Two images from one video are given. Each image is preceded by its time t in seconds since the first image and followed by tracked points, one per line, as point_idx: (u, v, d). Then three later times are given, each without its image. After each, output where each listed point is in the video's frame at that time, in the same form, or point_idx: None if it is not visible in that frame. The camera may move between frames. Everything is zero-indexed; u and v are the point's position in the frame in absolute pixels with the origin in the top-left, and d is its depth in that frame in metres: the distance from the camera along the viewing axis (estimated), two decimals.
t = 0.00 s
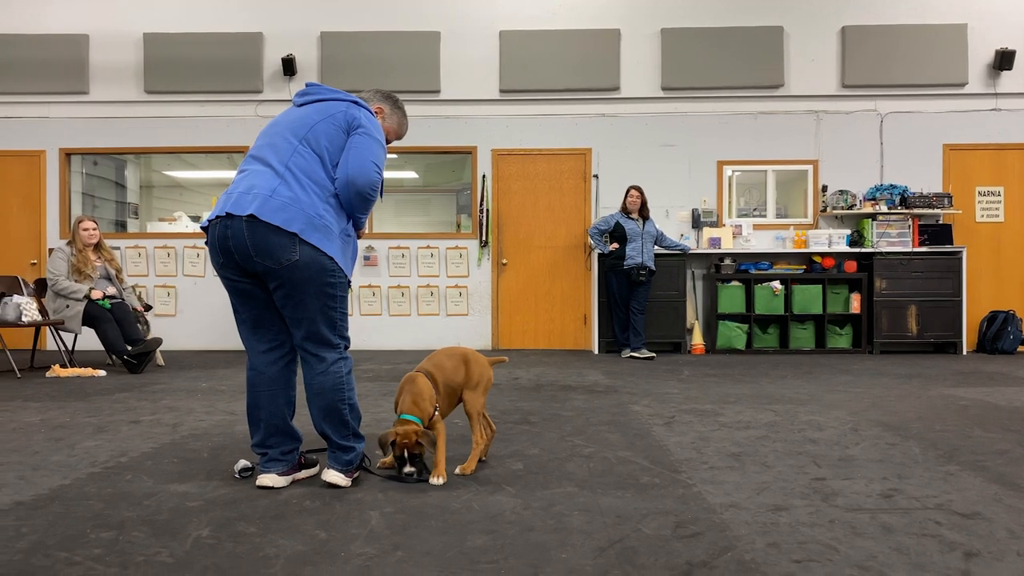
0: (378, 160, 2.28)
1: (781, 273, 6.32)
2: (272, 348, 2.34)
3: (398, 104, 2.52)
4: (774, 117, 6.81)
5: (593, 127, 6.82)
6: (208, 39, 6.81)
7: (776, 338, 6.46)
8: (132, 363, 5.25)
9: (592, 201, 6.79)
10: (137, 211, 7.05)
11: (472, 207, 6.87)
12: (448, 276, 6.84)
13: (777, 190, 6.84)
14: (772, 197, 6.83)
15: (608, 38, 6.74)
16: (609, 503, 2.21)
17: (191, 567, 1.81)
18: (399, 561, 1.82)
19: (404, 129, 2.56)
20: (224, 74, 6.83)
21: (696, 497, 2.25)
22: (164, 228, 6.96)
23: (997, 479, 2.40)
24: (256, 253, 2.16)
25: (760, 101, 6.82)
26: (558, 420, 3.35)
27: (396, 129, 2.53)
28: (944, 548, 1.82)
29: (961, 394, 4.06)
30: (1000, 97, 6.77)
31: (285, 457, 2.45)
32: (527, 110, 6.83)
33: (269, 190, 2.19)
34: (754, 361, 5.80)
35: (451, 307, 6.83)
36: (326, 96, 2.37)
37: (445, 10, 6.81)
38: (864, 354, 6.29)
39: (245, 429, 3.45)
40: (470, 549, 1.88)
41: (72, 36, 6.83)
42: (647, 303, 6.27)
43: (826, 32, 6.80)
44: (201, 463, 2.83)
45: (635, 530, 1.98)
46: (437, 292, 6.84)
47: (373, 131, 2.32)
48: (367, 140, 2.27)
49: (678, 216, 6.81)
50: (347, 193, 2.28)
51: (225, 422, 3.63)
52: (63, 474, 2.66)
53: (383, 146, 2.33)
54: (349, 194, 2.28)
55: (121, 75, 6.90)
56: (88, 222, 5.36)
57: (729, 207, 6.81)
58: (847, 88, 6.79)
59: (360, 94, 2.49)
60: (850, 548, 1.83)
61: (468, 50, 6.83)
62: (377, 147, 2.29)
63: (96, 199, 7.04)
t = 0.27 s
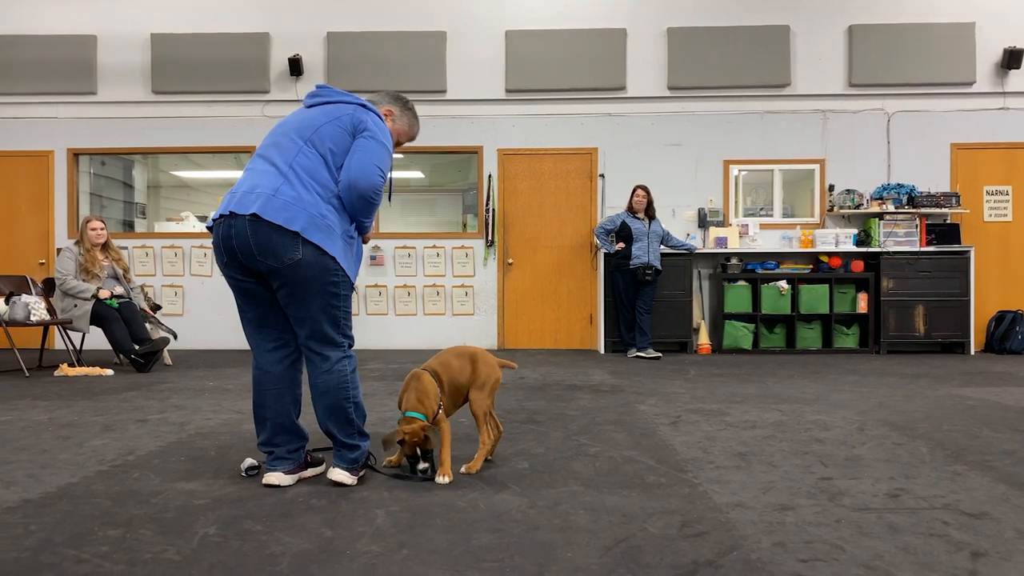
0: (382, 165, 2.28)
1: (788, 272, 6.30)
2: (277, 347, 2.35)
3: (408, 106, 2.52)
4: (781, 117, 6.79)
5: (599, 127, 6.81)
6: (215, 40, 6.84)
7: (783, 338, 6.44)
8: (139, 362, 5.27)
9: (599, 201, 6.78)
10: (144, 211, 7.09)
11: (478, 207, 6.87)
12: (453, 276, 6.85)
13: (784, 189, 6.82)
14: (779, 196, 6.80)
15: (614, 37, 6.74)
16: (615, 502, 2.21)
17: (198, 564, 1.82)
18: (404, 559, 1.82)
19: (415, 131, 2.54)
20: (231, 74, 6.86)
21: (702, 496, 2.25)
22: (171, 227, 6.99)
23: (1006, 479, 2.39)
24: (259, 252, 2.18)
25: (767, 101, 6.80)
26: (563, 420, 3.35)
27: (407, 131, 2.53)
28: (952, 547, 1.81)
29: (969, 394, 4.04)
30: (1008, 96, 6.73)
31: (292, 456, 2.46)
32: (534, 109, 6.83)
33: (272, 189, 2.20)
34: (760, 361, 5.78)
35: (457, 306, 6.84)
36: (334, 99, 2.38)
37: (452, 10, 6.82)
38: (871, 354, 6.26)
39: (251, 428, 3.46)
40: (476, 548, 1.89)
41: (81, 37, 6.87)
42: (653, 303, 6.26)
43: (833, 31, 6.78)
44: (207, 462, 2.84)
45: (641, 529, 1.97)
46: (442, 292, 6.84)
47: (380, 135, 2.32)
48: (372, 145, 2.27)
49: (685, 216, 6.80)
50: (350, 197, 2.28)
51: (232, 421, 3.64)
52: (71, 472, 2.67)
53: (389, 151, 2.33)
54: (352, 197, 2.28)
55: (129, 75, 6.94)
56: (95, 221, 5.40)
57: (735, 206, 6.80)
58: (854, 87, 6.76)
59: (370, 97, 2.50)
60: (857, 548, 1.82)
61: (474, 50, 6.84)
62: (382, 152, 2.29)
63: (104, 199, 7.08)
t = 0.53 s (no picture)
0: (392, 192, 2.25)
1: (796, 272, 6.28)
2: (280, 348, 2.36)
3: (431, 135, 2.50)
4: (789, 116, 6.76)
5: (606, 127, 6.81)
6: (223, 41, 6.87)
7: (790, 338, 6.42)
8: (148, 361, 5.30)
9: (606, 201, 6.78)
10: (152, 211, 7.13)
11: (485, 207, 6.88)
12: (461, 276, 6.85)
13: (792, 189, 6.79)
14: (787, 196, 6.78)
15: (622, 37, 6.73)
16: (623, 502, 2.21)
17: (209, 563, 1.83)
18: (413, 558, 1.83)
19: (436, 159, 2.53)
20: (239, 75, 6.88)
21: (710, 497, 2.25)
22: (179, 228, 7.03)
23: (1016, 480, 2.38)
24: (257, 250, 2.18)
25: (774, 100, 6.78)
26: (571, 420, 3.35)
27: (428, 159, 2.51)
28: (962, 548, 1.80)
29: (978, 395, 4.02)
30: (1018, 95, 6.69)
31: (301, 455, 2.47)
32: (541, 109, 6.84)
33: (275, 188, 2.21)
34: (768, 361, 5.76)
35: (464, 306, 6.85)
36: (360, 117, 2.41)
37: (459, 10, 6.83)
38: (879, 354, 6.24)
39: (260, 427, 3.48)
40: (485, 548, 1.89)
41: (90, 38, 6.92)
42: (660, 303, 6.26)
43: (841, 30, 6.75)
44: (216, 461, 2.86)
45: (650, 530, 1.98)
46: (450, 292, 6.85)
47: (396, 161, 2.32)
48: (387, 170, 2.26)
49: (692, 216, 6.78)
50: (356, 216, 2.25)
51: (240, 421, 3.66)
52: (81, 471, 2.69)
53: (403, 179, 2.32)
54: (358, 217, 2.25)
55: (137, 76, 6.97)
56: (105, 222, 5.40)
57: (743, 206, 6.78)
58: (862, 87, 6.73)
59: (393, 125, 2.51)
60: (866, 549, 1.82)
61: (481, 50, 6.85)
62: (394, 179, 2.26)
63: (113, 199, 7.13)
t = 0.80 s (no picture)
0: (407, 238, 2.26)
1: (805, 272, 6.26)
2: (286, 348, 2.36)
3: (448, 174, 2.50)
4: (797, 116, 6.74)
5: (614, 126, 6.80)
6: (232, 42, 6.90)
7: (799, 338, 6.41)
8: (157, 360, 5.33)
9: (613, 200, 6.78)
10: (161, 211, 7.17)
11: (493, 207, 6.89)
12: (468, 275, 6.86)
13: (800, 188, 6.77)
14: (795, 196, 6.76)
15: (629, 37, 6.72)
16: (632, 501, 2.21)
17: (219, 561, 1.84)
18: (423, 557, 1.83)
19: (451, 199, 2.52)
20: (247, 75, 6.91)
21: (719, 496, 2.25)
22: (188, 228, 7.07)
23: None
24: (258, 247, 2.14)
25: (782, 99, 6.76)
26: (579, 419, 3.36)
27: (444, 198, 2.50)
28: (973, 548, 1.80)
29: (989, 395, 4.00)
30: None
31: (310, 454, 2.48)
32: (549, 109, 6.84)
33: (284, 184, 2.17)
34: (776, 361, 5.75)
35: (472, 306, 6.85)
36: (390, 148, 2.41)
37: (466, 10, 6.84)
38: (888, 354, 6.21)
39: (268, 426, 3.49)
40: (494, 546, 1.89)
41: (100, 40, 6.96)
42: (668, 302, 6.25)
43: (850, 29, 6.72)
44: (226, 460, 2.87)
45: (659, 529, 1.98)
46: (457, 291, 6.86)
47: (412, 205, 2.30)
48: (405, 215, 2.26)
49: (700, 215, 6.77)
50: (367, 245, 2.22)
51: (249, 420, 3.68)
52: (92, 470, 2.72)
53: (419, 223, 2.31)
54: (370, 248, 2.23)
55: (146, 77, 7.02)
56: (113, 222, 5.47)
57: (751, 206, 6.76)
58: (871, 86, 6.71)
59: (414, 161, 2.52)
60: (876, 548, 1.81)
61: (488, 50, 6.85)
62: (410, 223, 2.27)
63: (122, 199, 7.17)
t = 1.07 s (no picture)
0: (416, 250, 2.29)
1: (813, 272, 6.24)
2: (291, 347, 2.36)
3: (456, 185, 2.51)
4: (805, 115, 6.71)
5: (621, 126, 6.79)
6: (240, 43, 6.93)
7: (807, 338, 6.38)
8: (166, 360, 5.35)
9: (621, 200, 6.77)
10: (170, 212, 7.21)
11: (500, 206, 6.89)
12: (475, 275, 6.87)
13: (809, 187, 6.74)
14: (803, 195, 6.73)
15: (637, 36, 6.71)
16: (639, 500, 2.21)
17: (228, 559, 1.85)
18: (430, 555, 1.84)
19: (456, 209, 2.53)
20: (255, 76, 6.94)
21: (727, 496, 2.24)
22: (196, 228, 7.10)
23: None
24: (266, 244, 2.14)
25: (790, 98, 6.73)
26: (587, 419, 3.35)
27: (450, 207, 2.52)
28: (983, 548, 1.79)
29: (999, 395, 3.97)
30: None
31: (317, 453, 2.49)
32: (556, 108, 6.84)
33: (296, 182, 2.18)
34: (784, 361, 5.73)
35: (479, 306, 6.86)
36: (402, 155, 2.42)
37: (474, 10, 6.85)
38: (897, 354, 6.18)
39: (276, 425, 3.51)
40: (501, 545, 1.90)
41: (109, 41, 7.01)
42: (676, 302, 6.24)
43: (858, 27, 6.69)
44: (234, 459, 2.89)
45: (666, 528, 1.97)
46: (464, 291, 6.87)
47: (421, 215, 2.32)
48: (415, 227, 2.29)
49: (707, 215, 6.76)
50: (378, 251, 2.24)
51: (257, 419, 3.70)
52: (101, 468, 2.73)
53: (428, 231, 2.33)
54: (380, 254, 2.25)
55: (155, 77, 7.05)
56: (122, 222, 5.50)
57: (759, 205, 6.74)
58: (880, 84, 6.67)
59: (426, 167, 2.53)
60: (885, 548, 1.80)
61: (495, 50, 6.86)
62: (419, 233, 2.29)
63: (131, 200, 7.21)
